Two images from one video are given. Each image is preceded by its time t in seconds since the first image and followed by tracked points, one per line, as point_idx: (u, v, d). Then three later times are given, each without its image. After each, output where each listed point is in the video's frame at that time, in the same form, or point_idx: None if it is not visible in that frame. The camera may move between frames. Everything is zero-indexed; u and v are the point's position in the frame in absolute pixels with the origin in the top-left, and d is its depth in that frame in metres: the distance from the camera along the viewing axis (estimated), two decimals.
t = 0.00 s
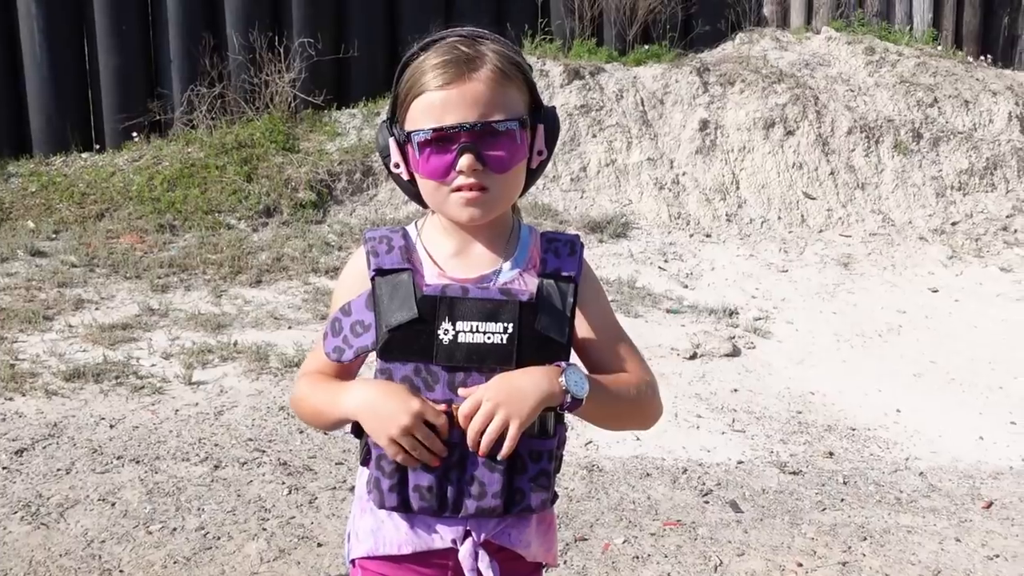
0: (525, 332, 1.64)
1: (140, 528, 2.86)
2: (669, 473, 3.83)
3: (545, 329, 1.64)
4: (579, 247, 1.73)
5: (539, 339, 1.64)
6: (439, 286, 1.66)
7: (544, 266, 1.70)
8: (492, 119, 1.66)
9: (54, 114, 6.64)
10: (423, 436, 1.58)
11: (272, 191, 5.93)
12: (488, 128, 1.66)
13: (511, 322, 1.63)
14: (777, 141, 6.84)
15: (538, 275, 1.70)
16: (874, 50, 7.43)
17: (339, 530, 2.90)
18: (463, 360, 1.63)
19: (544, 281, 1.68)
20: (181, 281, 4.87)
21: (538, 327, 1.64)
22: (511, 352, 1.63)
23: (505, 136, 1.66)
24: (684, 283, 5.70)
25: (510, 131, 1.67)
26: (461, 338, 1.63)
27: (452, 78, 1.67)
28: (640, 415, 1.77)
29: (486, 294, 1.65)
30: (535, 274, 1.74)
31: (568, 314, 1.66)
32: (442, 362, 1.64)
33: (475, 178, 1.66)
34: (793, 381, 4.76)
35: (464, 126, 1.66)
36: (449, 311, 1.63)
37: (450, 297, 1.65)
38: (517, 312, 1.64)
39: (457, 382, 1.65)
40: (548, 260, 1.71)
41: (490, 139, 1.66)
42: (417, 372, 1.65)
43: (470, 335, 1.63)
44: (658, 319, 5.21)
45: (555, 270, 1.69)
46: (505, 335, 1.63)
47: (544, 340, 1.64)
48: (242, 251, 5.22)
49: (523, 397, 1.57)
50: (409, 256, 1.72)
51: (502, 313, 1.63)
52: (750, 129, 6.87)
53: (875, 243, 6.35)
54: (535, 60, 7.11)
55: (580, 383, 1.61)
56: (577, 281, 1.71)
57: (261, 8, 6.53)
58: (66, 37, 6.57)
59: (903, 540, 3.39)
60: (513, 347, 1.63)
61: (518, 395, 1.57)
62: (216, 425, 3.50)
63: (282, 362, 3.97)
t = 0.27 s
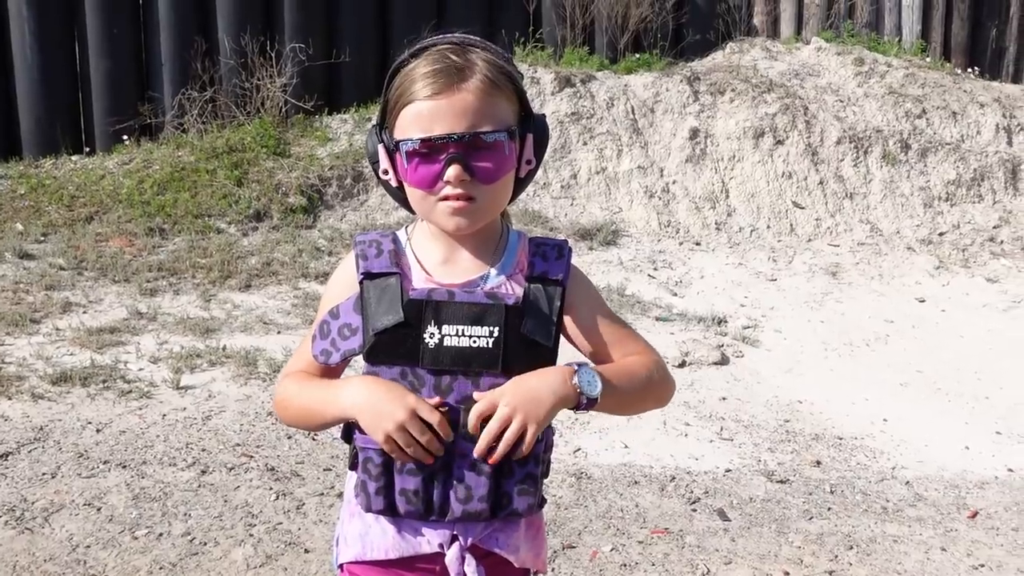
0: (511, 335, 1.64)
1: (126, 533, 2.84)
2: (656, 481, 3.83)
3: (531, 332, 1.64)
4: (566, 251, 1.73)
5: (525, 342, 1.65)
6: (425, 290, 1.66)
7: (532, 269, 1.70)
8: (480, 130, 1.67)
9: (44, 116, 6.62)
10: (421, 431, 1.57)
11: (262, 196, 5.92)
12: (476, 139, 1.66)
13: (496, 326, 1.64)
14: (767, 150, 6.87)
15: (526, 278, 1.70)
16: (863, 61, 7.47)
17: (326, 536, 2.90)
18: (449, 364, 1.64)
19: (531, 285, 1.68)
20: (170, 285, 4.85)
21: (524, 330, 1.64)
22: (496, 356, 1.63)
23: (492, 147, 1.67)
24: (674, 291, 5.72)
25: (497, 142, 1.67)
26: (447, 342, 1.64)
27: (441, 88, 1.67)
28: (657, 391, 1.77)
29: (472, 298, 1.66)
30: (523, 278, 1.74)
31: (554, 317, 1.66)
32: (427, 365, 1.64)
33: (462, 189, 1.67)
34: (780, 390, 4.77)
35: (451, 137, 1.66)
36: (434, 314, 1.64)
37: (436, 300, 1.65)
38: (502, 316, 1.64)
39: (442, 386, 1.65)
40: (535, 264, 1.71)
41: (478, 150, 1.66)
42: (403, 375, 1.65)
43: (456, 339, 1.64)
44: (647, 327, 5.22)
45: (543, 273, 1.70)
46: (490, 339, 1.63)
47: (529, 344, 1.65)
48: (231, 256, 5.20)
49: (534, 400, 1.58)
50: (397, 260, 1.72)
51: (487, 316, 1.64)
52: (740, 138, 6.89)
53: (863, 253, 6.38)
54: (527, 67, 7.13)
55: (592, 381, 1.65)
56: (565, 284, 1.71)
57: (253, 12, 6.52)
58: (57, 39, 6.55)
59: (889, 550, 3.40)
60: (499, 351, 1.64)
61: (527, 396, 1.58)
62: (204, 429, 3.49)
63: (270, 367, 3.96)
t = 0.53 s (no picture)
0: (506, 341, 1.65)
1: (117, 538, 2.83)
2: (649, 486, 3.83)
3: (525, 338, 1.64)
4: (560, 257, 1.73)
5: (520, 348, 1.65)
6: (420, 295, 1.66)
7: (526, 276, 1.71)
8: (467, 136, 1.67)
9: (37, 120, 6.61)
10: (431, 439, 1.59)
11: (255, 200, 5.92)
12: (462, 146, 1.67)
13: (492, 332, 1.64)
14: (760, 156, 6.88)
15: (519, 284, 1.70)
16: (857, 68, 7.50)
17: (319, 541, 2.89)
18: (444, 369, 1.64)
19: (526, 291, 1.69)
20: (163, 289, 4.84)
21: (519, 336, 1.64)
22: (491, 361, 1.64)
23: (479, 153, 1.67)
24: (667, 296, 5.72)
25: (484, 148, 1.67)
26: (442, 347, 1.64)
27: (427, 95, 1.67)
28: (600, 417, 1.80)
29: (467, 303, 1.66)
30: (516, 284, 1.75)
31: (550, 323, 1.67)
32: (422, 370, 1.64)
33: (450, 195, 1.67)
34: (773, 396, 4.78)
35: (438, 144, 1.66)
36: (430, 319, 1.64)
37: (431, 306, 1.65)
38: (498, 322, 1.64)
39: (437, 391, 1.65)
40: (529, 270, 1.72)
41: (465, 156, 1.66)
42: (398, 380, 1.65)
43: (451, 344, 1.64)
44: (640, 332, 5.22)
45: (536, 279, 1.70)
46: (486, 344, 1.64)
47: (524, 350, 1.65)
48: (224, 260, 5.19)
49: (535, 418, 1.60)
50: (391, 264, 1.71)
51: (483, 322, 1.64)
52: (734, 144, 6.91)
53: (856, 259, 6.39)
54: (521, 72, 7.14)
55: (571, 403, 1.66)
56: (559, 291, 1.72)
57: (247, 16, 6.52)
58: (50, 43, 6.54)
59: (881, 555, 3.40)
60: (494, 356, 1.64)
61: (526, 412, 1.60)
62: (196, 434, 3.48)
63: (263, 372, 3.95)
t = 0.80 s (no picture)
0: (510, 338, 1.64)
1: (121, 536, 2.83)
2: (652, 488, 3.82)
3: (530, 336, 1.64)
4: (565, 256, 1.74)
5: (524, 346, 1.65)
6: (425, 293, 1.66)
7: (530, 273, 1.71)
8: (472, 134, 1.67)
9: (41, 120, 6.62)
10: (439, 439, 1.58)
11: (259, 201, 5.92)
12: (468, 145, 1.67)
13: (496, 330, 1.64)
14: (763, 159, 6.89)
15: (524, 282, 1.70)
16: (859, 71, 7.50)
17: (322, 541, 2.89)
18: (449, 366, 1.64)
19: (529, 288, 1.69)
20: (166, 289, 4.85)
21: (523, 334, 1.64)
22: (496, 359, 1.63)
23: (485, 152, 1.67)
24: (670, 299, 5.72)
25: (490, 147, 1.68)
26: (446, 345, 1.64)
27: (434, 93, 1.67)
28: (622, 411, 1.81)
29: (472, 301, 1.65)
30: (521, 282, 1.74)
31: (553, 321, 1.67)
32: (427, 368, 1.64)
33: (455, 194, 1.67)
34: (776, 398, 4.77)
35: (444, 142, 1.66)
36: (435, 317, 1.63)
37: (436, 303, 1.65)
38: (502, 320, 1.64)
39: (442, 388, 1.65)
40: (533, 268, 1.72)
41: (471, 155, 1.67)
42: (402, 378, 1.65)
43: (455, 342, 1.64)
44: (643, 334, 5.22)
45: (541, 277, 1.70)
46: (490, 342, 1.64)
47: (528, 348, 1.65)
48: (227, 261, 5.20)
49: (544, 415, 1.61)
50: (396, 261, 1.71)
51: (487, 320, 1.64)
52: (737, 147, 6.91)
53: (859, 262, 6.39)
54: (524, 74, 7.14)
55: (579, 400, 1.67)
56: (563, 288, 1.72)
57: (251, 18, 6.53)
58: (55, 44, 6.56)
59: (885, 558, 3.40)
60: (498, 354, 1.64)
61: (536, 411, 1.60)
62: (199, 433, 3.48)
63: (265, 371, 3.96)
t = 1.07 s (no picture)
0: (556, 334, 1.64)
1: (170, 529, 2.87)
2: (695, 486, 3.80)
3: (576, 332, 1.63)
4: (611, 250, 1.73)
5: (570, 342, 1.64)
6: (471, 289, 1.66)
7: (576, 269, 1.70)
8: (518, 126, 1.67)
9: (87, 122, 6.72)
10: (484, 444, 1.58)
11: (300, 200, 5.97)
12: (514, 135, 1.66)
13: (542, 326, 1.63)
14: (805, 155, 6.82)
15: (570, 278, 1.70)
16: (903, 66, 7.41)
17: (366, 536, 2.90)
18: (495, 362, 1.64)
19: (576, 284, 1.68)
20: (210, 287, 4.90)
21: (569, 329, 1.64)
22: (542, 355, 1.63)
23: (530, 143, 1.66)
24: (711, 296, 5.68)
25: (535, 138, 1.67)
26: (493, 342, 1.64)
27: (478, 85, 1.67)
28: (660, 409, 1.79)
29: (517, 298, 1.65)
30: (567, 277, 1.74)
31: (599, 316, 1.66)
32: (474, 365, 1.64)
33: (501, 185, 1.66)
34: (820, 396, 4.72)
35: (489, 133, 1.66)
36: (481, 314, 1.63)
37: (482, 300, 1.64)
38: (548, 315, 1.64)
39: (489, 384, 1.65)
40: (579, 263, 1.71)
41: (516, 146, 1.66)
42: (449, 374, 1.65)
43: (502, 338, 1.64)
44: (684, 332, 5.19)
45: (587, 272, 1.69)
46: (536, 338, 1.63)
47: (575, 344, 1.64)
48: (270, 259, 5.24)
49: (590, 412, 1.59)
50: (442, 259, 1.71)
51: (533, 316, 1.63)
52: (778, 144, 6.85)
53: (904, 259, 6.30)
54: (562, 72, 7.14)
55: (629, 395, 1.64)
56: (610, 284, 1.70)
57: (291, 19, 6.59)
58: (100, 46, 6.66)
59: (934, 559, 3.34)
60: (544, 350, 1.63)
61: (583, 408, 1.58)
62: (244, 429, 3.51)
63: (308, 368, 3.98)
